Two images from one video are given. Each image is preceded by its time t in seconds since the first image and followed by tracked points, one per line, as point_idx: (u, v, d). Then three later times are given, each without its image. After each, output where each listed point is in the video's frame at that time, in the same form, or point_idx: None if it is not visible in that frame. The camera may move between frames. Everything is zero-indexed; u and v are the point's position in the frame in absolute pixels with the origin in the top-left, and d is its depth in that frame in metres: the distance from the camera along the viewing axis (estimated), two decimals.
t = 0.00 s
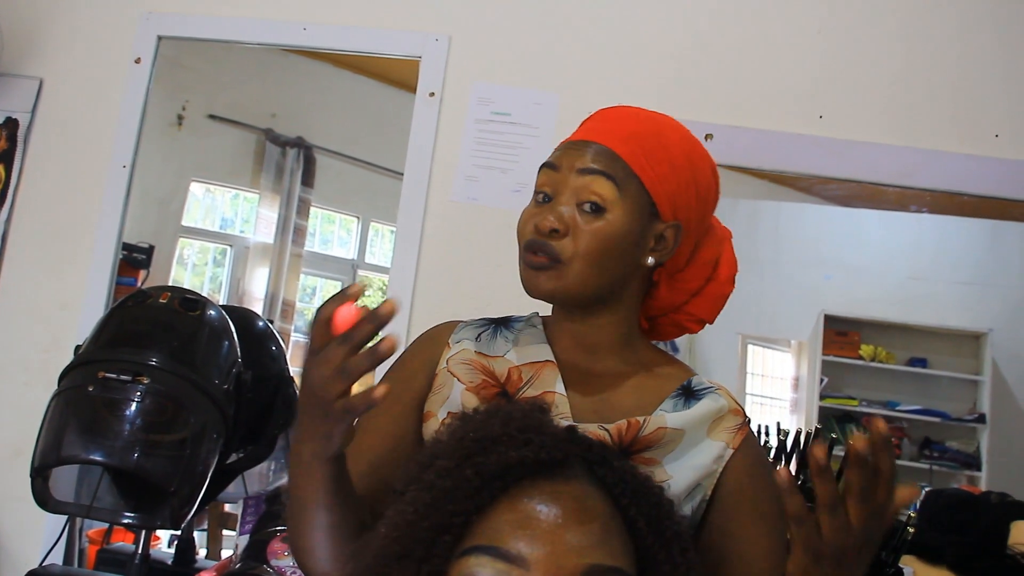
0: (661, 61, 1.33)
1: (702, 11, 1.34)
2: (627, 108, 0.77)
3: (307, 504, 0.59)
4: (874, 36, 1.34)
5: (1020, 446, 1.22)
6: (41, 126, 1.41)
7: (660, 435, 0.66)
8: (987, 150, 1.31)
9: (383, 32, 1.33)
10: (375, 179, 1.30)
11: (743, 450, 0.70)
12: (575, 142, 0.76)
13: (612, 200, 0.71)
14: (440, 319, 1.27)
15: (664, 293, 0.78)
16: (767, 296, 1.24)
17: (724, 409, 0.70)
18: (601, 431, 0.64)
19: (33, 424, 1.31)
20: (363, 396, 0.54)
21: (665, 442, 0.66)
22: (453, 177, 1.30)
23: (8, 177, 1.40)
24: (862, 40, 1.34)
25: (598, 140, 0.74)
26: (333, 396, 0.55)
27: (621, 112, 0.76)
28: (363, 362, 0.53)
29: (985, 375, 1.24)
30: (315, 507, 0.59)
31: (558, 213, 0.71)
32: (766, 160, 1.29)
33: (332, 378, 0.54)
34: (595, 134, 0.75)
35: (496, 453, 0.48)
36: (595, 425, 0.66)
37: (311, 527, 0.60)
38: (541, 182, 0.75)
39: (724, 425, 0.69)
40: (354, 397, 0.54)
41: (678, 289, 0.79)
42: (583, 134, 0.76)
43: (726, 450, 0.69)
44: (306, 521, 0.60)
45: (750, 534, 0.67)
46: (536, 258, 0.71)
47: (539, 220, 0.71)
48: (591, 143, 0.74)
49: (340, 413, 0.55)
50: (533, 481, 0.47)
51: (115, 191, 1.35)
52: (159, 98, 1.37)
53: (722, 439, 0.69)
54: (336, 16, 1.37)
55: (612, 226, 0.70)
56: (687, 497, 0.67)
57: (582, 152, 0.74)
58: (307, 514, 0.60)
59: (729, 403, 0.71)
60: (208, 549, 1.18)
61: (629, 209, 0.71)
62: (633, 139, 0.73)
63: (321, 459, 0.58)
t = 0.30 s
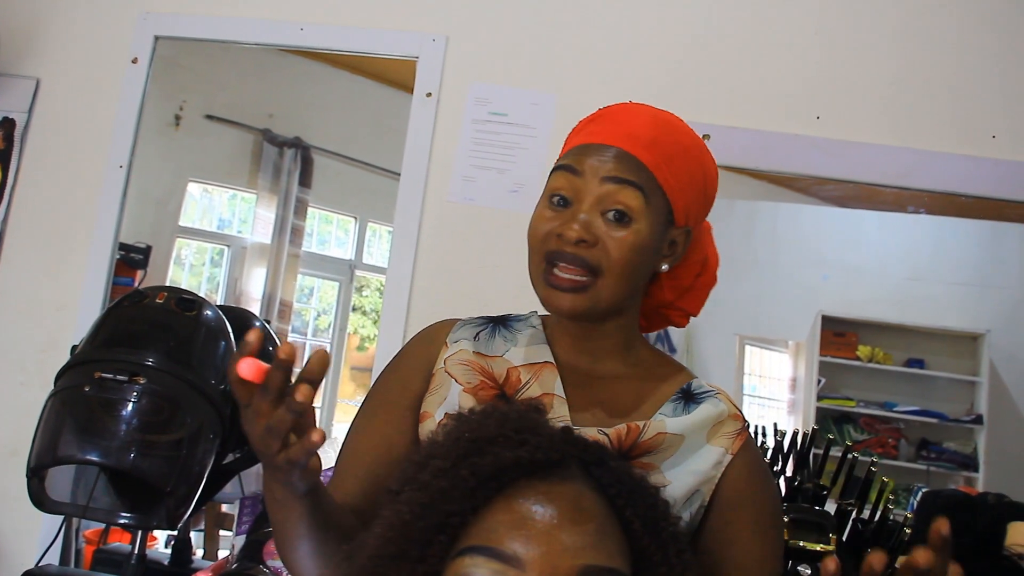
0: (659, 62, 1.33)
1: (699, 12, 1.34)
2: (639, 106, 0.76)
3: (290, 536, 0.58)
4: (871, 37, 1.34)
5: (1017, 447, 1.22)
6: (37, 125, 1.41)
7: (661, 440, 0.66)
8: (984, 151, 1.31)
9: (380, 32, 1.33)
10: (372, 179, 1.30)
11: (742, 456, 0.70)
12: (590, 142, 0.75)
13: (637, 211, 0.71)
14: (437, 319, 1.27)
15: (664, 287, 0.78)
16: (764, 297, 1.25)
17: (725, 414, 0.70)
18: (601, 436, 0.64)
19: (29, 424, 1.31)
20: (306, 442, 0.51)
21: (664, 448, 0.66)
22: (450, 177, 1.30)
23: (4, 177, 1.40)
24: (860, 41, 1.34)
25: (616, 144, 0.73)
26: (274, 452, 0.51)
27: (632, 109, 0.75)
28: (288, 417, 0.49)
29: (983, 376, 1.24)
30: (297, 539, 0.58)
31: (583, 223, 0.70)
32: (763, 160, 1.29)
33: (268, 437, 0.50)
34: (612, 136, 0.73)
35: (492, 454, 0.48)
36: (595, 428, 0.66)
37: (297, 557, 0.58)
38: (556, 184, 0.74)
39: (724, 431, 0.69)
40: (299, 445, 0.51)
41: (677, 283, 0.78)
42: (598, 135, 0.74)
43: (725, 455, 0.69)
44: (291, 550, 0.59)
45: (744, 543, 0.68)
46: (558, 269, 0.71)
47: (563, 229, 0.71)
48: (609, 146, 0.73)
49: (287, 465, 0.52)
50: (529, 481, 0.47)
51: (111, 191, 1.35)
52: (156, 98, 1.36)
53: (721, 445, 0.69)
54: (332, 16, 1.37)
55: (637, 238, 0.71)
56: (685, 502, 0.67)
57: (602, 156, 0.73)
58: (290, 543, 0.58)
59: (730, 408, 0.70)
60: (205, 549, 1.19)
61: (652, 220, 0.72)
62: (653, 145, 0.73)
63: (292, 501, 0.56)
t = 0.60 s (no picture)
0: (656, 62, 1.33)
1: (697, 12, 1.34)
2: (629, 104, 0.78)
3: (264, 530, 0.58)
4: (869, 38, 1.34)
5: (1013, 449, 1.22)
6: (34, 123, 1.41)
7: (657, 441, 0.66)
8: (980, 153, 1.31)
9: (378, 32, 1.33)
10: (369, 179, 1.30)
11: (739, 457, 0.70)
12: (594, 141, 0.75)
13: (652, 206, 0.73)
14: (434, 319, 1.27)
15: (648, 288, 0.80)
16: (761, 298, 1.25)
17: (721, 415, 0.70)
18: (597, 437, 0.64)
19: (25, 423, 1.31)
20: (240, 415, 0.51)
21: (663, 448, 0.67)
22: (447, 177, 1.30)
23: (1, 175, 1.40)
24: (857, 42, 1.34)
25: (621, 140, 0.74)
26: (211, 435, 0.51)
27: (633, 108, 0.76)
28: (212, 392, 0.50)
29: (979, 378, 1.25)
30: (270, 533, 0.58)
31: (604, 218, 0.71)
32: (760, 161, 1.28)
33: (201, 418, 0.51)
34: (621, 134, 0.74)
35: (484, 454, 0.48)
36: (591, 429, 0.66)
37: (274, 551, 0.59)
38: (566, 183, 0.74)
39: (720, 431, 0.69)
40: (235, 422, 0.51)
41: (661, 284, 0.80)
42: (604, 133, 0.75)
43: (722, 456, 0.69)
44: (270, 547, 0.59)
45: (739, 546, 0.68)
46: (581, 266, 0.71)
47: (584, 226, 0.71)
48: (615, 143, 0.74)
49: (228, 448, 0.52)
50: (521, 481, 0.47)
51: (108, 190, 1.35)
52: (153, 97, 1.36)
53: (718, 446, 0.69)
54: (330, 15, 1.37)
55: (656, 231, 0.72)
56: (681, 503, 0.67)
57: (610, 153, 0.74)
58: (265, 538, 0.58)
59: (726, 408, 0.70)
60: (201, 548, 1.19)
61: (665, 212, 0.73)
62: (657, 140, 0.75)
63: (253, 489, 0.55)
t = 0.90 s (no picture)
0: (655, 62, 1.33)
1: (694, 13, 1.34)
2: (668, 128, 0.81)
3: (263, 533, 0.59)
4: (867, 39, 1.34)
5: (1010, 450, 1.22)
6: (32, 123, 1.41)
7: (645, 433, 0.67)
8: (978, 154, 1.31)
9: (376, 32, 1.33)
10: (368, 178, 1.30)
11: (726, 450, 0.71)
12: (627, 145, 0.78)
13: (669, 218, 0.75)
14: (432, 319, 1.27)
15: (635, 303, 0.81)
16: (760, 299, 1.24)
17: (709, 408, 0.71)
18: (585, 431, 0.65)
19: (23, 422, 1.30)
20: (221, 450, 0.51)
21: (651, 440, 0.67)
22: (446, 177, 1.30)
23: None
24: (855, 43, 1.34)
25: (653, 151, 0.77)
26: (193, 467, 0.49)
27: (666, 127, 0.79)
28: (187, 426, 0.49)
29: (976, 379, 1.26)
30: (271, 541, 0.58)
31: (620, 215, 0.72)
32: (758, 162, 1.29)
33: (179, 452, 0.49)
34: (650, 144, 0.77)
35: (478, 454, 0.48)
36: (580, 424, 0.66)
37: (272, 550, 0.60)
38: (593, 176, 0.76)
39: (708, 425, 0.70)
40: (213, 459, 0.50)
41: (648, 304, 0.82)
42: (635, 140, 0.77)
43: (710, 449, 0.70)
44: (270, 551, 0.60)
45: (728, 537, 0.69)
46: (587, 255, 0.72)
47: (601, 217, 0.72)
48: (645, 150, 0.77)
49: (209, 478, 0.50)
50: (515, 481, 0.47)
51: (107, 190, 1.35)
52: (152, 96, 1.36)
53: (706, 439, 0.70)
54: (329, 15, 1.37)
55: (665, 242, 0.74)
56: (670, 496, 0.67)
57: (639, 158, 0.76)
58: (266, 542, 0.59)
59: (714, 402, 0.71)
60: (198, 548, 1.18)
61: (678, 228, 0.75)
62: (682, 161, 0.77)
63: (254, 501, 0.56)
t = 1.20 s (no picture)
0: (655, 63, 1.33)
1: (694, 14, 1.34)
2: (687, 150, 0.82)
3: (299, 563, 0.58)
4: (867, 40, 1.34)
5: (1010, 451, 1.22)
6: (33, 123, 1.41)
7: (645, 427, 0.72)
8: (977, 155, 1.32)
9: (376, 33, 1.33)
10: (368, 179, 1.30)
11: (722, 447, 0.75)
12: (641, 157, 0.79)
13: (670, 230, 0.76)
14: (432, 319, 1.27)
15: (636, 319, 0.82)
16: (761, 300, 1.24)
17: (704, 406, 0.75)
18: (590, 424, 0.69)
19: (23, 422, 1.31)
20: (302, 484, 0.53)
21: (651, 434, 0.72)
22: (446, 178, 1.30)
23: None
24: (856, 44, 1.34)
25: (665, 166, 0.78)
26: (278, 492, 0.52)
27: (680, 148, 0.80)
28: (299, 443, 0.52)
29: (977, 380, 1.25)
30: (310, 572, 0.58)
31: (620, 220, 0.74)
32: (757, 164, 1.29)
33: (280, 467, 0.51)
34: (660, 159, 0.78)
35: (477, 456, 0.48)
36: (582, 417, 0.70)
37: None
38: (603, 181, 0.77)
39: (704, 422, 0.75)
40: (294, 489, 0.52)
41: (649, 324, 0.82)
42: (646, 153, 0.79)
43: (706, 446, 0.74)
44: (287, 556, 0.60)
45: (724, 536, 0.71)
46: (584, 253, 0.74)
47: (601, 219, 0.74)
48: (657, 164, 0.78)
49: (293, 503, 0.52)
50: (514, 484, 0.47)
51: (107, 190, 1.35)
52: (152, 97, 1.36)
53: (702, 436, 0.74)
54: (329, 16, 1.37)
55: (660, 253, 0.75)
56: (669, 489, 0.71)
57: (650, 171, 0.77)
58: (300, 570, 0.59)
59: (708, 400, 0.76)
60: (198, 549, 1.19)
61: (677, 243, 0.76)
62: (692, 181, 0.78)
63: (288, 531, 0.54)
